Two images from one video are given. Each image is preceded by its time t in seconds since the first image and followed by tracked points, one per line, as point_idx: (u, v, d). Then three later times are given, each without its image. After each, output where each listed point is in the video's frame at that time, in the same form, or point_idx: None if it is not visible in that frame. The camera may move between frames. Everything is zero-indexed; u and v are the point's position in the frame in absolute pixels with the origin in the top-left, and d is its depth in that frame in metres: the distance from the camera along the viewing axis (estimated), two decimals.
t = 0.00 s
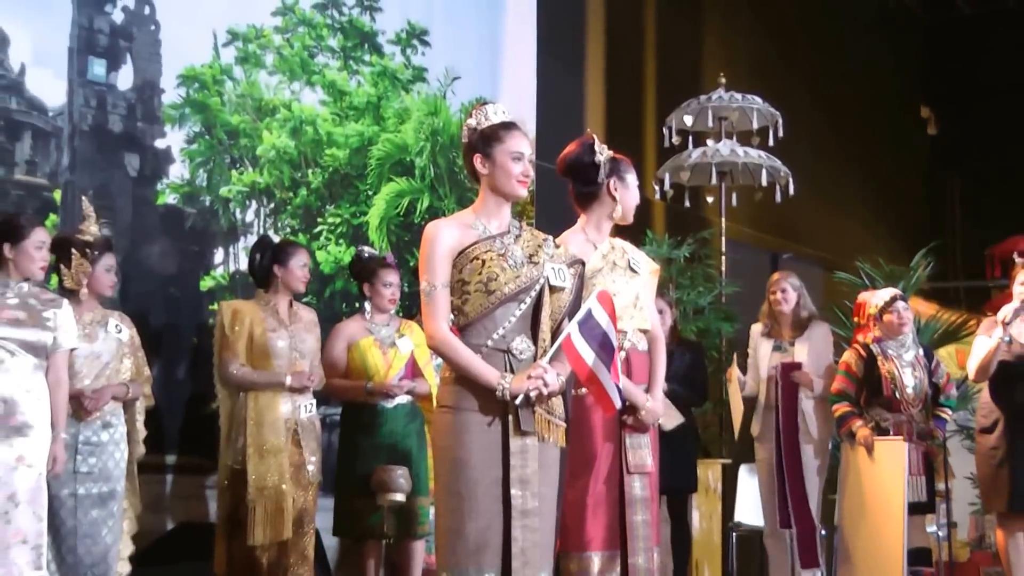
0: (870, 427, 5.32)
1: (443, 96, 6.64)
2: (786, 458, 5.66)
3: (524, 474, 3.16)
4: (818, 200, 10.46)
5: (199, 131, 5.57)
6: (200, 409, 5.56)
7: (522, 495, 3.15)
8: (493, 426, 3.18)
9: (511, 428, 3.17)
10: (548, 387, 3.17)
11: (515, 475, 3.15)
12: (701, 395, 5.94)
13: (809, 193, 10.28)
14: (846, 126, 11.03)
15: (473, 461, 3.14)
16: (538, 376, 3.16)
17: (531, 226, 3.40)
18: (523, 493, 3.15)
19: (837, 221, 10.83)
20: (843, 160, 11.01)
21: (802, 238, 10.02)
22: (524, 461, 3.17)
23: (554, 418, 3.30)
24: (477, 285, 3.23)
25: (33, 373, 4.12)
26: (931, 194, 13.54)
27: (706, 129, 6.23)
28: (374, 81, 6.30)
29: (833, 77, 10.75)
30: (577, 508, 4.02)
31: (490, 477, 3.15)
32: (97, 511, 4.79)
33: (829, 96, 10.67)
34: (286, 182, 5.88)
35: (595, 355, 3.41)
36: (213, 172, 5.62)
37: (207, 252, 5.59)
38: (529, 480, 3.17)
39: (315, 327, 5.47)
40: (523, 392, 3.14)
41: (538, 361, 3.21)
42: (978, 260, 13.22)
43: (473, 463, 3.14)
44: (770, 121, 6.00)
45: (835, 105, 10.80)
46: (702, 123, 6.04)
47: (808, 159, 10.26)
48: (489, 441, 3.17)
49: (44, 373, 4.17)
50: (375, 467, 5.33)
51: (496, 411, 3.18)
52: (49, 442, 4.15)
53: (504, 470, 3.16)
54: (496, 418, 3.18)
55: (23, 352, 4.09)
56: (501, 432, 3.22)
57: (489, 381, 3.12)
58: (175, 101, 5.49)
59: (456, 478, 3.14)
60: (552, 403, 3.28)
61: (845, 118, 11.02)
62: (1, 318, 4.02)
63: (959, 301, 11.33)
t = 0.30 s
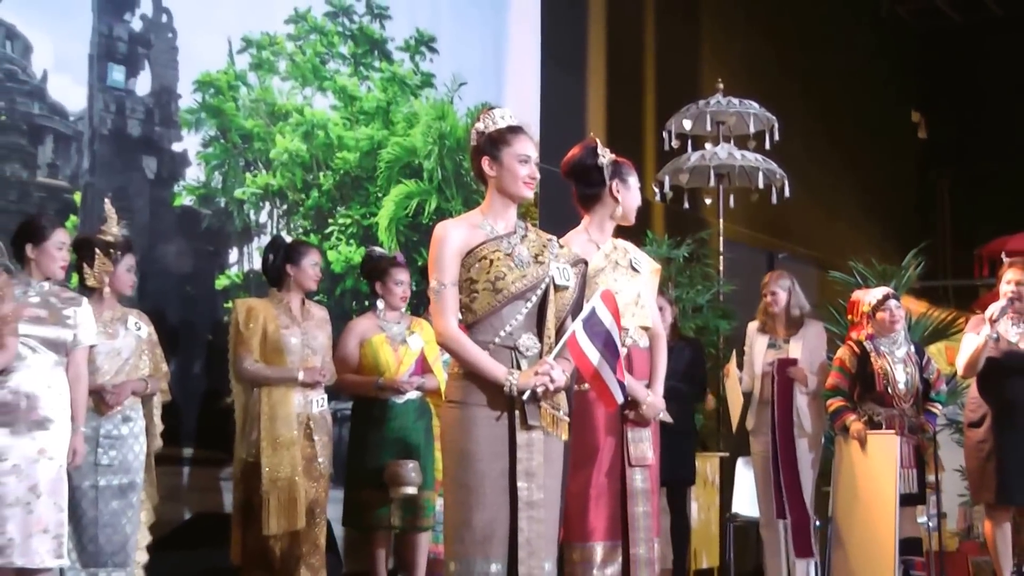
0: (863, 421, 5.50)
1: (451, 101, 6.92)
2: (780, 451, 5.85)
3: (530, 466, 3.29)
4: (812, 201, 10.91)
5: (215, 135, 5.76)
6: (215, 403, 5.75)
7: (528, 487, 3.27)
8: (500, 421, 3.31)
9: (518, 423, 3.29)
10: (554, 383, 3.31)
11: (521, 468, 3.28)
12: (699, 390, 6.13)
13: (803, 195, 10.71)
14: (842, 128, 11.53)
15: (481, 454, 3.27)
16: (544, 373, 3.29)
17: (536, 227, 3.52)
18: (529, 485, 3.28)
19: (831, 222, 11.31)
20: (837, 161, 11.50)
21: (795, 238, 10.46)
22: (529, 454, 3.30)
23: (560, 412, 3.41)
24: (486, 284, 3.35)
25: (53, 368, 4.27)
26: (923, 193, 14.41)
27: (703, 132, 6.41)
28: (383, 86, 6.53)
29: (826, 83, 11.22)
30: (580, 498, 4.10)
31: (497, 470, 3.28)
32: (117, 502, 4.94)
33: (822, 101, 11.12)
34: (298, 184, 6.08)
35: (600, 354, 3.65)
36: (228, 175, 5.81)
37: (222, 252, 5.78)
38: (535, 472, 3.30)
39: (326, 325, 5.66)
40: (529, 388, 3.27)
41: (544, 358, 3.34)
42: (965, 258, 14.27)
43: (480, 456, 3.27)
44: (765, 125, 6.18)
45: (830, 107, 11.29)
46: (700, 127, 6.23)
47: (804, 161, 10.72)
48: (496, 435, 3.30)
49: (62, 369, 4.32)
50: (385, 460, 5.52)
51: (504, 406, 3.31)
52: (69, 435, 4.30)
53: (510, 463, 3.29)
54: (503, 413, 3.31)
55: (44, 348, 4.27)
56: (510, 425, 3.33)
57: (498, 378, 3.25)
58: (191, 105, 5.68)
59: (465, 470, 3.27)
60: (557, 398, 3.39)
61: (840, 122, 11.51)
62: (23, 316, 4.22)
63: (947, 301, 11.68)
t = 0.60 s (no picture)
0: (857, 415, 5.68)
1: (458, 105, 7.13)
2: (775, 445, 6.02)
3: (536, 460, 3.39)
4: (809, 202, 11.13)
5: (230, 138, 5.96)
6: (230, 398, 5.96)
7: (534, 480, 3.37)
8: (507, 415, 3.41)
9: (524, 417, 3.39)
10: (560, 378, 3.43)
11: (527, 461, 3.37)
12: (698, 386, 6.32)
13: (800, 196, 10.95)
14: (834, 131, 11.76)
15: (488, 447, 3.37)
16: (551, 369, 3.41)
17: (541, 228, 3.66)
18: (535, 478, 3.37)
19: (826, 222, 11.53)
20: (831, 164, 11.70)
21: (792, 239, 10.68)
22: (536, 447, 3.39)
23: (562, 407, 3.53)
24: (493, 282, 3.48)
25: (74, 363, 4.48)
26: (913, 196, 14.64)
27: (702, 136, 6.61)
28: (393, 91, 6.73)
29: (820, 86, 11.45)
30: (584, 491, 4.27)
31: (504, 462, 3.37)
32: (136, 493, 5.13)
33: (817, 104, 11.36)
34: (310, 186, 6.29)
35: (606, 356, 3.72)
36: (243, 177, 6.01)
37: (236, 252, 5.98)
38: (540, 465, 3.39)
39: (336, 322, 5.86)
40: (536, 383, 3.37)
41: (550, 354, 3.46)
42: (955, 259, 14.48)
43: (487, 450, 3.36)
44: (762, 129, 6.38)
45: (824, 109, 11.52)
46: (698, 131, 6.43)
47: (800, 163, 10.94)
48: (503, 429, 3.40)
49: (83, 364, 4.53)
50: (395, 454, 5.72)
51: (510, 400, 3.41)
52: (88, 429, 4.50)
53: (516, 456, 3.39)
54: (510, 407, 3.41)
55: (64, 345, 4.47)
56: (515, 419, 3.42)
57: (506, 374, 3.33)
58: (207, 110, 5.88)
59: (474, 462, 3.36)
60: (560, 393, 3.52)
61: (833, 124, 11.74)
62: (45, 314, 4.42)
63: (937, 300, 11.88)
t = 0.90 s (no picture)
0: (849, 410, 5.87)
1: (463, 109, 7.35)
2: (767, 438, 6.20)
3: (539, 453, 3.47)
4: (804, 202, 11.40)
5: (242, 142, 6.17)
6: (243, 393, 6.17)
7: (537, 472, 3.45)
8: (511, 409, 3.48)
9: (528, 411, 3.46)
10: (562, 374, 3.48)
11: (530, 454, 3.45)
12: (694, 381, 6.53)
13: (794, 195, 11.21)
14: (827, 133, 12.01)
15: (493, 440, 3.45)
16: (553, 365, 3.47)
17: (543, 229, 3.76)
18: (538, 471, 3.46)
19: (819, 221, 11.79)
20: (825, 164, 11.95)
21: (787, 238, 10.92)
22: (539, 441, 3.47)
23: (563, 402, 3.60)
24: (497, 281, 3.56)
25: (91, 359, 4.68)
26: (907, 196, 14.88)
27: (699, 139, 6.81)
28: (399, 96, 6.95)
29: (813, 89, 11.70)
30: (586, 483, 4.37)
31: (508, 455, 3.45)
32: (152, 484, 5.33)
33: (810, 106, 11.62)
34: (320, 188, 6.50)
35: (606, 353, 3.76)
36: (254, 179, 6.22)
37: (249, 251, 6.20)
38: (543, 458, 3.47)
39: (344, 320, 6.08)
40: (539, 378, 3.44)
41: (552, 350, 3.51)
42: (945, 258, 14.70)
43: (491, 443, 3.45)
44: (757, 132, 6.57)
45: (817, 111, 11.76)
46: (695, 135, 6.63)
47: (794, 164, 11.20)
48: (507, 423, 3.47)
49: (100, 360, 4.74)
50: (401, 447, 5.92)
51: (514, 395, 3.48)
52: (105, 422, 4.69)
53: (519, 449, 3.47)
54: (512, 401, 3.48)
55: (82, 342, 4.67)
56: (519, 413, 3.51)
57: (509, 369, 3.41)
58: (220, 114, 6.08)
59: (479, 455, 3.45)
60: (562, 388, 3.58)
61: (826, 126, 12.00)
62: (63, 312, 4.61)
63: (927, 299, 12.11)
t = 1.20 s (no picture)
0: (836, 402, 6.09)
1: (464, 111, 7.59)
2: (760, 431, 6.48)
3: (536, 443, 3.66)
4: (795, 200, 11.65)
5: (251, 144, 6.38)
6: (251, 386, 6.38)
7: (535, 462, 3.64)
8: (509, 402, 3.67)
9: (526, 403, 3.65)
10: (558, 367, 3.65)
11: (528, 444, 3.65)
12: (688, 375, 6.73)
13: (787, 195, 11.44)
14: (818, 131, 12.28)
15: (492, 432, 3.64)
16: (549, 359, 3.64)
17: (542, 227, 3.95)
18: (535, 460, 3.65)
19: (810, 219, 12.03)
20: (815, 163, 12.21)
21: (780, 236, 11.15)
22: (536, 432, 3.66)
23: (561, 394, 3.77)
24: (497, 278, 3.76)
25: (106, 352, 4.90)
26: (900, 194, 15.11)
27: (693, 140, 7.02)
28: (403, 99, 7.17)
29: (805, 89, 11.96)
30: (584, 471, 4.57)
31: (506, 445, 3.65)
32: (164, 474, 5.52)
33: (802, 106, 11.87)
34: (326, 188, 6.73)
35: (602, 346, 3.88)
36: (263, 179, 6.44)
37: (258, 249, 6.41)
38: (540, 448, 3.67)
39: (350, 315, 6.28)
40: (536, 372, 3.61)
41: (549, 345, 3.68)
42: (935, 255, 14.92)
43: (491, 434, 3.64)
44: (748, 134, 6.78)
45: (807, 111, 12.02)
46: (688, 136, 6.84)
47: (785, 163, 11.44)
48: (506, 415, 3.66)
49: (114, 353, 4.94)
50: (405, 438, 6.12)
51: (512, 388, 3.68)
52: (121, 414, 4.90)
53: (518, 440, 3.66)
54: (511, 394, 3.68)
55: (97, 336, 4.88)
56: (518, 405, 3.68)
57: (507, 363, 3.59)
58: (230, 117, 6.29)
59: (479, 445, 3.64)
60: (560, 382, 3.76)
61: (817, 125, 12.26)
62: (80, 308, 4.82)
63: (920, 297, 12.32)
